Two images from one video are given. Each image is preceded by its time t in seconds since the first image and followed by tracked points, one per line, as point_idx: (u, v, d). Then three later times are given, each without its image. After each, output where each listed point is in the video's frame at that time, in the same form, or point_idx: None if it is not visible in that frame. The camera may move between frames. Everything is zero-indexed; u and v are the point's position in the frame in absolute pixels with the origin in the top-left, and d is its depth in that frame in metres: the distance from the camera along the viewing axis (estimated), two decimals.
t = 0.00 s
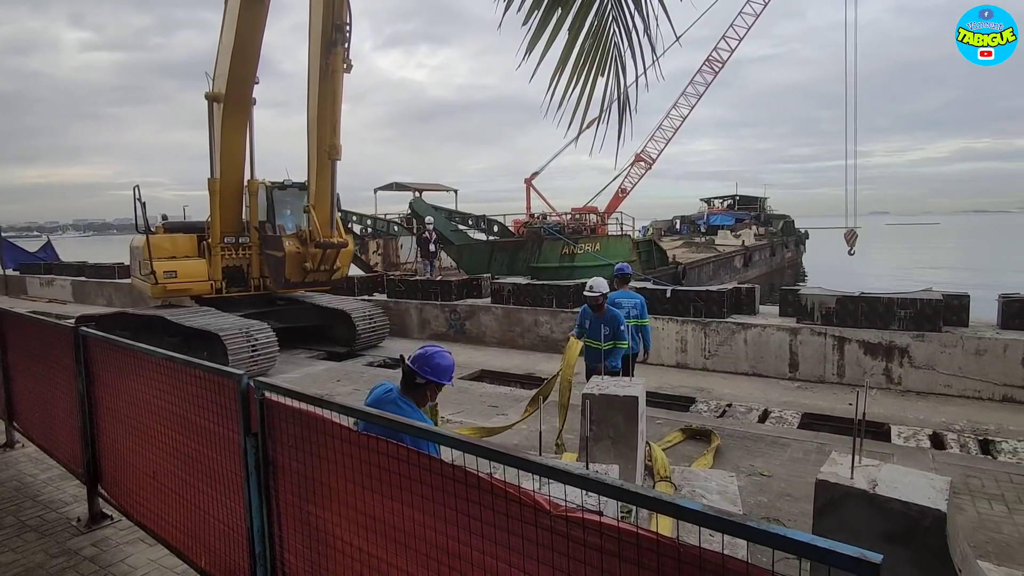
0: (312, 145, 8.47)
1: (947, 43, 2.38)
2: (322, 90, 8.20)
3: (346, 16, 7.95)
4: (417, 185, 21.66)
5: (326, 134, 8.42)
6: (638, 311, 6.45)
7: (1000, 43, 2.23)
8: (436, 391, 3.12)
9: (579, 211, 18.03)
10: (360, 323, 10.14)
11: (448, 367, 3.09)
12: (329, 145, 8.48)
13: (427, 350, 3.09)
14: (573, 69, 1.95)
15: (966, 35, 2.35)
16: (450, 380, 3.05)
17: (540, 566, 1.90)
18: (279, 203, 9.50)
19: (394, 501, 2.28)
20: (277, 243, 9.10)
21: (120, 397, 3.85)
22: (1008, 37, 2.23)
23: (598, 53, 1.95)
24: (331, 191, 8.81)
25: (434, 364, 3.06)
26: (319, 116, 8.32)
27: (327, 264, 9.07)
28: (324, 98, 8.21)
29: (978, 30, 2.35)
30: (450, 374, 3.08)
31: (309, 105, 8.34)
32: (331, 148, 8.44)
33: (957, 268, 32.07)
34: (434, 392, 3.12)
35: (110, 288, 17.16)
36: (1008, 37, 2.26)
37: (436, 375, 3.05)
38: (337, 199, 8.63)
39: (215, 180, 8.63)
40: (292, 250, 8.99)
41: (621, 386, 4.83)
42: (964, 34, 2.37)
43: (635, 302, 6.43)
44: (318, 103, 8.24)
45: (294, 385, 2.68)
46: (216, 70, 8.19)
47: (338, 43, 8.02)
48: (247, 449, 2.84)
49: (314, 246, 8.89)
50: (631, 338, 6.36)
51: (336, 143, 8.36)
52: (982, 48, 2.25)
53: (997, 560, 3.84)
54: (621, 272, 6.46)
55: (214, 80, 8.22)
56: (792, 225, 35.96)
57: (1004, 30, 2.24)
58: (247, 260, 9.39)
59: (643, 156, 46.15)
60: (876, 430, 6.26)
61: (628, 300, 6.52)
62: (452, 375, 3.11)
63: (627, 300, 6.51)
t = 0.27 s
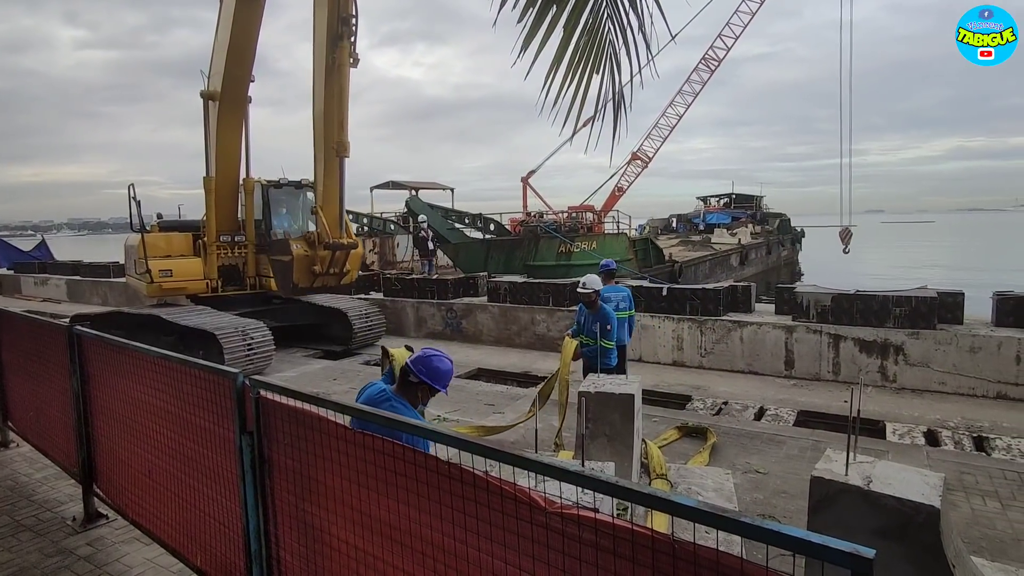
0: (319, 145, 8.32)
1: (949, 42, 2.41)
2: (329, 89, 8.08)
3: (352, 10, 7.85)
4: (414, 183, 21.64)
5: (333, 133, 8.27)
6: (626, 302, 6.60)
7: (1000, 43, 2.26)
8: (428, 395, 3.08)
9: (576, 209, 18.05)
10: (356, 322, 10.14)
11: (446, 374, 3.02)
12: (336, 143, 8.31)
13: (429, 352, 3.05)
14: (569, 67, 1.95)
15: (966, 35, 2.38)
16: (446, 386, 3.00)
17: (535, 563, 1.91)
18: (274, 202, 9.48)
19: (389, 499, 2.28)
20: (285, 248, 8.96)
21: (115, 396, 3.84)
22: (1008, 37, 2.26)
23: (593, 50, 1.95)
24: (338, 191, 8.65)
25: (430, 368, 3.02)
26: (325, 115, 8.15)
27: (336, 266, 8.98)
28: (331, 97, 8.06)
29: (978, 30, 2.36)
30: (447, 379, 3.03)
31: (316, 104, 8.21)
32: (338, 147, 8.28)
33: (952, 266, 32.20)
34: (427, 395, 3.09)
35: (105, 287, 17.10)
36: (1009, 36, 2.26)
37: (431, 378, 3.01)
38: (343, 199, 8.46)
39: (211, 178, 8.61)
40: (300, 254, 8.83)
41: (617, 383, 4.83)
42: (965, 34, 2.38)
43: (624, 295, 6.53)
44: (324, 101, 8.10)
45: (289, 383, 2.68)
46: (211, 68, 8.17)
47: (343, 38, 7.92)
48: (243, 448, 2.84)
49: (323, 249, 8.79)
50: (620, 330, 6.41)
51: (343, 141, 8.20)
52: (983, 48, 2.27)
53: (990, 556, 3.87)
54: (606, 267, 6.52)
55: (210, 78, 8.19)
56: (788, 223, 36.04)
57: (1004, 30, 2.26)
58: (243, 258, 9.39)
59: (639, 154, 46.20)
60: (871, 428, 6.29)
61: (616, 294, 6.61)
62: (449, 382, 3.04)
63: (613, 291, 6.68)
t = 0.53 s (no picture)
0: (329, 139, 7.35)
1: (948, 42, 2.41)
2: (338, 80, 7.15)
3: None
4: (412, 181, 21.63)
5: (344, 127, 7.28)
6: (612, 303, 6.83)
7: (1000, 43, 2.25)
8: (412, 395, 3.09)
9: (574, 207, 18.06)
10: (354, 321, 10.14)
11: (428, 371, 3.06)
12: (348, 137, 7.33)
13: (408, 352, 3.07)
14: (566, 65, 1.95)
15: (966, 35, 2.37)
16: (429, 385, 3.04)
17: (532, 561, 1.91)
18: (273, 200, 9.46)
19: (386, 498, 2.28)
20: (288, 252, 7.61)
21: (112, 395, 3.83)
22: (1008, 37, 2.25)
23: (590, 49, 1.96)
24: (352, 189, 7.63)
25: (412, 368, 3.04)
26: (336, 107, 7.23)
27: (350, 270, 7.71)
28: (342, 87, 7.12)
29: (977, 30, 2.36)
30: (429, 378, 3.06)
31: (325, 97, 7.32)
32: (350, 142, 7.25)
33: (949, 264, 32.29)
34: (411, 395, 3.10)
35: (102, 286, 17.06)
36: (1008, 36, 2.26)
37: (413, 378, 3.03)
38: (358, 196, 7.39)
39: (208, 176, 8.59)
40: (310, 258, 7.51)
41: (615, 381, 4.84)
42: (965, 34, 2.37)
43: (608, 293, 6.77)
44: (333, 92, 7.17)
45: (286, 382, 2.68)
46: (208, 66, 8.14)
47: (354, 30, 7.10)
48: (240, 446, 2.84)
49: (337, 250, 7.54)
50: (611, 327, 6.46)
51: (355, 133, 7.18)
52: (983, 48, 2.26)
53: (987, 554, 3.88)
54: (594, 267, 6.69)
55: (207, 76, 8.16)
56: (785, 221, 36.08)
57: (1004, 31, 2.26)
58: (241, 257, 9.42)
59: (638, 152, 46.22)
60: (868, 426, 6.30)
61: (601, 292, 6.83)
62: (431, 379, 3.06)
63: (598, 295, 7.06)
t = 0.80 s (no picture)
0: (334, 135, 7.28)
1: (948, 42, 2.39)
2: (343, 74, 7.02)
3: None
4: (412, 180, 21.61)
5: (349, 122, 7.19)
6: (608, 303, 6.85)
7: (1000, 43, 2.24)
8: (415, 399, 3.08)
9: (574, 206, 18.05)
10: (354, 319, 10.14)
11: (431, 374, 3.06)
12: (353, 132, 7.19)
13: (410, 355, 3.07)
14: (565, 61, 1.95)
15: (966, 35, 2.36)
16: (434, 387, 3.05)
17: (531, 560, 1.91)
18: (272, 198, 9.44)
19: (385, 495, 2.28)
20: (294, 252, 7.61)
21: (111, 392, 3.83)
22: (1008, 37, 2.24)
23: (590, 46, 1.95)
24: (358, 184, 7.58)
25: (415, 370, 3.04)
26: (340, 102, 7.13)
27: (357, 269, 7.67)
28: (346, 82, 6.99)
29: (978, 30, 2.35)
30: (433, 381, 3.07)
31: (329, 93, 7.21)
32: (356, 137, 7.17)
33: (948, 263, 32.29)
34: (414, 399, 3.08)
35: (101, 284, 17.05)
36: (1009, 36, 2.25)
37: (417, 381, 3.03)
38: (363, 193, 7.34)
39: (207, 174, 8.59)
40: (317, 257, 7.49)
41: (614, 379, 4.84)
42: (965, 34, 2.36)
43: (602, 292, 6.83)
44: (338, 87, 7.05)
45: (285, 380, 2.68)
46: (208, 64, 8.12)
47: (358, 22, 6.94)
48: (239, 445, 2.83)
49: (343, 249, 7.50)
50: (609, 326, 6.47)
51: (361, 128, 7.06)
52: (983, 48, 2.25)
53: (985, 551, 3.89)
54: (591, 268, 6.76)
55: (206, 74, 8.14)
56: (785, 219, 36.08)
57: (1004, 30, 2.25)
58: (240, 255, 9.42)
59: (638, 150, 46.21)
60: (867, 424, 6.31)
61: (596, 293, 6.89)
62: (434, 382, 3.07)
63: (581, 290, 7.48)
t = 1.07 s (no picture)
0: (338, 130, 6.88)
1: (947, 42, 2.39)
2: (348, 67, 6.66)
3: None
4: (412, 178, 21.61)
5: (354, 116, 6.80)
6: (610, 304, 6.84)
7: (1001, 43, 2.23)
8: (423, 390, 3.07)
9: (575, 204, 18.05)
10: (354, 317, 10.14)
11: (436, 364, 3.07)
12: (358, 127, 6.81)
13: (414, 346, 3.07)
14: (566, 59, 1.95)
15: (966, 35, 2.35)
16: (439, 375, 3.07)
17: (532, 558, 1.91)
18: (273, 197, 9.46)
19: (385, 494, 2.29)
20: (299, 252, 7.08)
21: (112, 390, 3.83)
22: (1008, 38, 2.23)
23: (591, 44, 1.96)
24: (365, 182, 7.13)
25: (421, 360, 3.05)
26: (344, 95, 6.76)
27: (364, 269, 7.22)
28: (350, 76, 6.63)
29: (978, 31, 2.35)
30: (437, 370, 3.09)
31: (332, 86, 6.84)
32: (363, 132, 6.80)
33: (949, 262, 32.25)
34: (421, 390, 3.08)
35: (102, 282, 17.06)
36: (1009, 36, 2.25)
37: (423, 371, 3.04)
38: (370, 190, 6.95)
39: (208, 172, 8.60)
40: (322, 257, 6.99)
41: (614, 378, 4.84)
42: (965, 34, 2.36)
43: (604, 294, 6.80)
44: (343, 81, 6.69)
45: (285, 378, 2.68)
46: (208, 62, 8.12)
47: (364, 15, 6.61)
48: (240, 443, 2.84)
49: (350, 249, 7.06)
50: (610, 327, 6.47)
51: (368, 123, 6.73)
52: (982, 48, 2.24)
53: (985, 551, 3.89)
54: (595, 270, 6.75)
55: (207, 72, 8.14)
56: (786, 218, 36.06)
57: (1004, 30, 2.24)
58: (241, 253, 9.40)
59: (639, 149, 46.18)
60: (867, 423, 6.31)
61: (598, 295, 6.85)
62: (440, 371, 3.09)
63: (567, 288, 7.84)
